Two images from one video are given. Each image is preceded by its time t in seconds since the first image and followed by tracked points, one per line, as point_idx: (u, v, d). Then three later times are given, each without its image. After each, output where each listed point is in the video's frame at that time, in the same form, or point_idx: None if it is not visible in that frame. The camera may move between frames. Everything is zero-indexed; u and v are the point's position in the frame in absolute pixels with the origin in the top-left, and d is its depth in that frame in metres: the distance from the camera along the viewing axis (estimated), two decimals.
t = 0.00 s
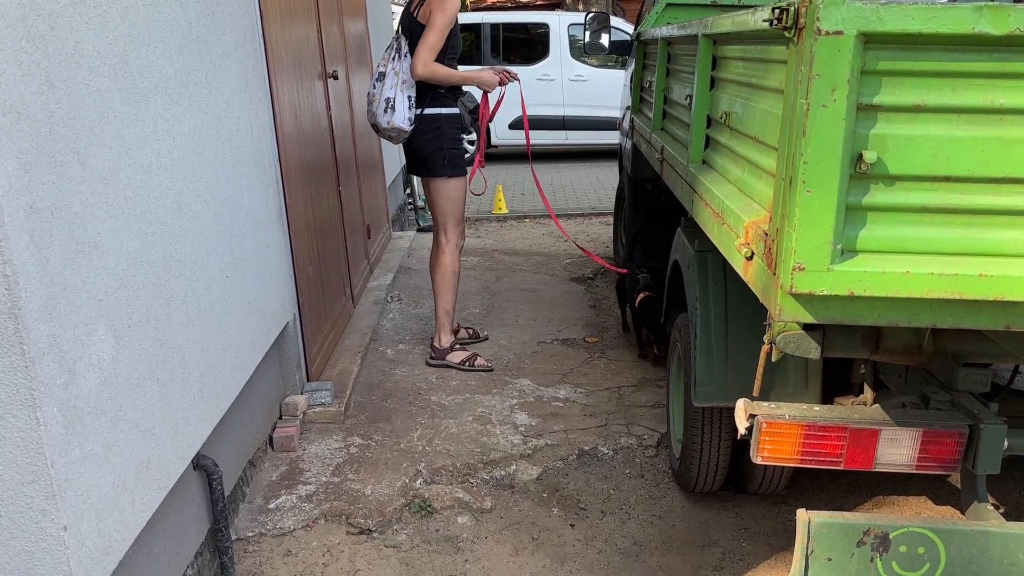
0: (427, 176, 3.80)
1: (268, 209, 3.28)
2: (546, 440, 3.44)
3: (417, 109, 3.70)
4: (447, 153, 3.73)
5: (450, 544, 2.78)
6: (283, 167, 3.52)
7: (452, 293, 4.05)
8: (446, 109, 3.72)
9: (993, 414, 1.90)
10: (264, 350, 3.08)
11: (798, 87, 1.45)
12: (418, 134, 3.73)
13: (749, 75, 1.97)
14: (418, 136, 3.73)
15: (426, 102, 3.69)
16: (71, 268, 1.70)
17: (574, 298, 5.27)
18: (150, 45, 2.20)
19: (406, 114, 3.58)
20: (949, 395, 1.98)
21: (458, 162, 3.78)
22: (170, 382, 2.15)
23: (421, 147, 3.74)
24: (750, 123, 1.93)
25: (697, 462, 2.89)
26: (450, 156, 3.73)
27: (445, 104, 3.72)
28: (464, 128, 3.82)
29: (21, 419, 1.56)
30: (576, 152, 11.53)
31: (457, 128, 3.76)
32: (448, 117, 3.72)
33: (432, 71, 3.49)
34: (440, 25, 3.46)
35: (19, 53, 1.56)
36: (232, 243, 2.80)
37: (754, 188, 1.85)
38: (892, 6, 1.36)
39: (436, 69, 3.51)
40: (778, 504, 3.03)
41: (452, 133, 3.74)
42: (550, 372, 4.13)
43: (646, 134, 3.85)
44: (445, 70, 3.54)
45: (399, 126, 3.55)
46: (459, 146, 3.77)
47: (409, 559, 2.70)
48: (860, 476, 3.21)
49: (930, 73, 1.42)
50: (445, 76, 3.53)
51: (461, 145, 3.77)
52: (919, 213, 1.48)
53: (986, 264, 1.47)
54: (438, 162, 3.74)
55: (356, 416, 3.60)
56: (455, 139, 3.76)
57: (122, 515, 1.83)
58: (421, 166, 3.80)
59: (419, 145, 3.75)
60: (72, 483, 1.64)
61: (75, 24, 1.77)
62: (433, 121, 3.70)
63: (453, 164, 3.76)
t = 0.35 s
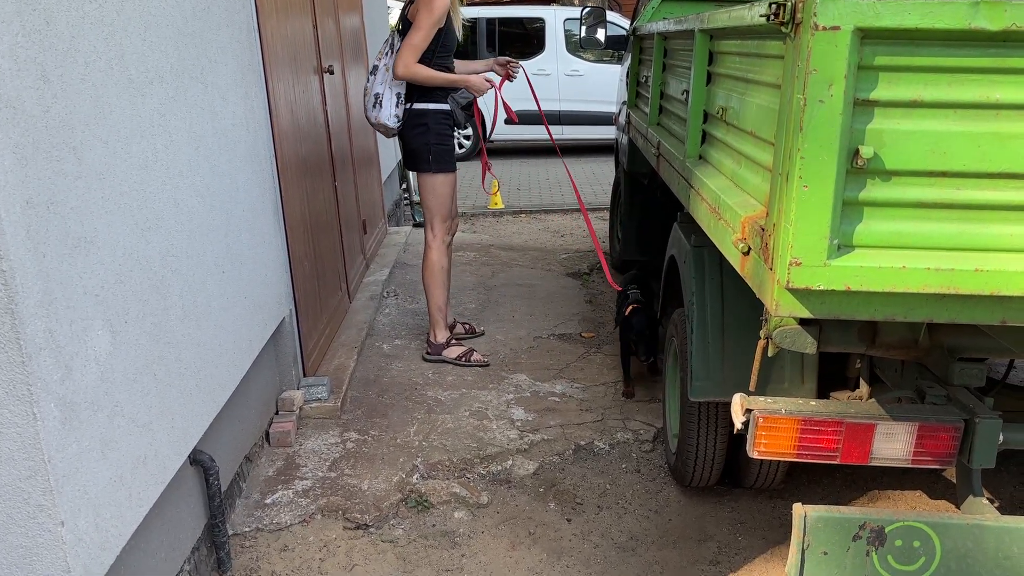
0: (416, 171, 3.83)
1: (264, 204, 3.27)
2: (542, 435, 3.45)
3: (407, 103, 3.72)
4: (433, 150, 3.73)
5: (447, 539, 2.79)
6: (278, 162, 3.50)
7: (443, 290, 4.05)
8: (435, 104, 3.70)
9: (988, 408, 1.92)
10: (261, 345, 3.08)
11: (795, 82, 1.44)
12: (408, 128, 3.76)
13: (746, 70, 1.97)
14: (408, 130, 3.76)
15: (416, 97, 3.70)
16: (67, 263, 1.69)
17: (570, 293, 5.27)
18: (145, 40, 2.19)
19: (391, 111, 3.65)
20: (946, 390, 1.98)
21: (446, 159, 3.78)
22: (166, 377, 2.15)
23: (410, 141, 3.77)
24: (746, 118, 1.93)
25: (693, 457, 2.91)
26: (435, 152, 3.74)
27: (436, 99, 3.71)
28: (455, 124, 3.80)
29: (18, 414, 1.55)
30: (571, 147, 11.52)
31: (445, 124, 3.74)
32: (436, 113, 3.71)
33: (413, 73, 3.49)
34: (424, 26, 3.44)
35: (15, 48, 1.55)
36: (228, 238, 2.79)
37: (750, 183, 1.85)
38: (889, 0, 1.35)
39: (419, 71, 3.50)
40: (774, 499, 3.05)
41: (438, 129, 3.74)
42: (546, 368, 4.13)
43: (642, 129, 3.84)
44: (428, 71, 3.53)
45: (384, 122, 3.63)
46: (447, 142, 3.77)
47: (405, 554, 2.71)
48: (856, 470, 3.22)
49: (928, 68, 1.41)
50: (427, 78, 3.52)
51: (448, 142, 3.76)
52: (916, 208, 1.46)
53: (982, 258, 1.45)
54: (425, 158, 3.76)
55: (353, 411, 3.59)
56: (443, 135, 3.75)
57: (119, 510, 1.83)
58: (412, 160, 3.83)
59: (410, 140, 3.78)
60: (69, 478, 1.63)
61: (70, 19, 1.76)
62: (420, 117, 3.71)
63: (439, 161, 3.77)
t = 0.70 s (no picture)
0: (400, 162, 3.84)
1: (256, 193, 3.26)
2: (535, 424, 3.46)
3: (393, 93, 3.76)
4: (413, 140, 3.73)
5: (441, 527, 2.81)
6: (270, 150, 3.49)
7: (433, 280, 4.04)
8: (418, 95, 3.70)
9: (978, 394, 1.93)
10: (253, 334, 3.07)
11: (786, 68, 1.44)
12: (392, 118, 3.79)
13: (738, 57, 1.97)
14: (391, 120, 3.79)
15: (401, 87, 3.73)
16: (59, 250, 1.69)
17: (564, 283, 5.28)
18: (136, 27, 2.17)
19: (374, 102, 3.71)
20: (936, 375, 2.03)
21: (427, 150, 3.76)
22: (158, 365, 2.14)
23: (394, 131, 3.79)
24: (738, 104, 1.93)
25: (685, 445, 2.94)
26: (414, 143, 3.73)
27: (420, 90, 3.71)
28: (439, 115, 3.77)
29: (10, 400, 1.55)
30: (565, 138, 11.51)
31: (426, 115, 3.72)
32: (417, 103, 3.71)
33: (393, 67, 3.53)
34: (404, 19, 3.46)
35: (5, 33, 1.53)
36: (220, 227, 2.79)
37: (742, 169, 1.85)
38: None
39: (399, 64, 3.53)
40: (765, 486, 3.08)
41: (419, 120, 3.73)
42: (540, 357, 4.14)
43: (635, 119, 3.84)
44: (409, 65, 3.55)
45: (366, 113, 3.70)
46: (429, 133, 3.75)
47: (399, 541, 2.72)
48: (847, 458, 3.24)
49: (918, 53, 1.40)
50: (407, 71, 3.54)
51: (428, 133, 3.74)
52: (906, 193, 1.46)
53: (970, 243, 1.46)
54: (405, 148, 3.77)
55: (346, 400, 3.59)
56: (423, 125, 3.73)
57: (112, 497, 1.82)
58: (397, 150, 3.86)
59: (394, 130, 3.80)
60: (62, 464, 1.63)
61: (60, 5, 1.74)
62: (402, 106, 3.72)
63: (420, 152, 3.76)
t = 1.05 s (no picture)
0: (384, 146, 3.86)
1: (246, 177, 3.25)
2: (525, 407, 3.49)
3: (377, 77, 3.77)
4: (395, 125, 3.73)
5: (431, 508, 2.84)
6: (260, 134, 3.49)
7: (422, 266, 4.05)
8: (401, 80, 3.71)
9: (960, 374, 1.96)
10: (244, 317, 3.08)
11: (770, 49, 1.45)
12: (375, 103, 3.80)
13: (725, 40, 1.98)
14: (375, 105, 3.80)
15: (384, 72, 3.73)
16: (47, 230, 1.69)
17: (555, 269, 5.29)
18: (125, 8, 2.16)
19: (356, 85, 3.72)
20: (919, 357, 2.04)
21: (409, 135, 3.76)
22: (148, 347, 2.15)
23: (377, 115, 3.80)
24: (724, 88, 1.94)
25: (673, 427, 2.98)
26: (396, 127, 3.73)
27: (403, 75, 3.71)
28: (423, 100, 3.76)
29: None
30: (557, 124, 11.48)
31: (409, 99, 3.72)
32: (399, 88, 3.71)
33: (375, 51, 3.53)
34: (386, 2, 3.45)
35: None
36: (210, 210, 2.78)
37: (727, 152, 1.86)
38: None
39: (380, 48, 3.54)
40: (752, 468, 3.12)
41: (402, 105, 3.72)
42: (530, 341, 4.16)
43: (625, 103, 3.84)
44: (390, 49, 3.55)
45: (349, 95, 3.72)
46: (412, 119, 3.75)
47: (389, 523, 2.75)
48: (834, 440, 3.28)
49: (900, 36, 1.41)
50: (388, 56, 3.55)
51: (410, 118, 3.74)
52: (888, 174, 1.48)
53: (951, 223, 1.47)
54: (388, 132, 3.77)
55: (337, 384, 3.60)
56: (406, 110, 3.73)
57: (102, 476, 1.84)
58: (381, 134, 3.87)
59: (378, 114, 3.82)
60: (51, 444, 1.64)
61: None
62: (384, 91, 3.72)
63: (402, 137, 3.76)
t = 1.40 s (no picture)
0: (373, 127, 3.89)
1: (240, 158, 3.26)
2: (517, 388, 3.52)
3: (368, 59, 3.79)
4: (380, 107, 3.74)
5: (424, 487, 2.88)
6: (254, 114, 3.48)
7: (415, 247, 4.06)
8: (387, 63, 3.72)
9: (944, 355, 1.99)
10: (238, 297, 3.09)
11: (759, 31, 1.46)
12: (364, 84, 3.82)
13: (716, 22, 1.99)
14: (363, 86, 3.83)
15: (373, 54, 3.75)
16: (43, 208, 1.70)
17: (548, 252, 5.31)
18: None
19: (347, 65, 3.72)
20: (905, 337, 2.08)
21: (393, 118, 3.76)
22: (143, 326, 2.16)
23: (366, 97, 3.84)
24: (715, 70, 1.95)
25: (663, 407, 3.02)
26: (382, 109, 3.73)
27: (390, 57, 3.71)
28: (411, 83, 3.75)
29: None
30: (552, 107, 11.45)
31: (395, 82, 3.73)
32: (385, 70, 3.72)
33: (380, 41, 3.55)
34: None
35: None
36: (204, 189, 2.79)
37: (717, 134, 1.88)
38: None
39: (386, 38, 3.55)
40: (742, 448, 3.16)
41: (388, 88, 3.73)
42: (524, 323, 4.18)
43: (619, 86, 3.84)
44: (398, 42, 3.57)
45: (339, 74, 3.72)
46: (399, 101, 3.75)
47: (383, 501, 2.79)
48: (823, 421, 3.32)
49: (887, 19, 1.42)
50: (393, 47, 3.55)
51: (395, 100, 3.73)
52: (874, 156, 1.49)
53: (935, 205, 1.49)
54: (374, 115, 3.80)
55: (331, 364, 3.62)
56: (391, 92, 3.74)
57: (98, 452, 1.85)
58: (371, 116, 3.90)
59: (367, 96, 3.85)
60: (48, 420, 1.66)
61: None
62: (371, 73, 3.75)
63: (388, 119, 3.76)
